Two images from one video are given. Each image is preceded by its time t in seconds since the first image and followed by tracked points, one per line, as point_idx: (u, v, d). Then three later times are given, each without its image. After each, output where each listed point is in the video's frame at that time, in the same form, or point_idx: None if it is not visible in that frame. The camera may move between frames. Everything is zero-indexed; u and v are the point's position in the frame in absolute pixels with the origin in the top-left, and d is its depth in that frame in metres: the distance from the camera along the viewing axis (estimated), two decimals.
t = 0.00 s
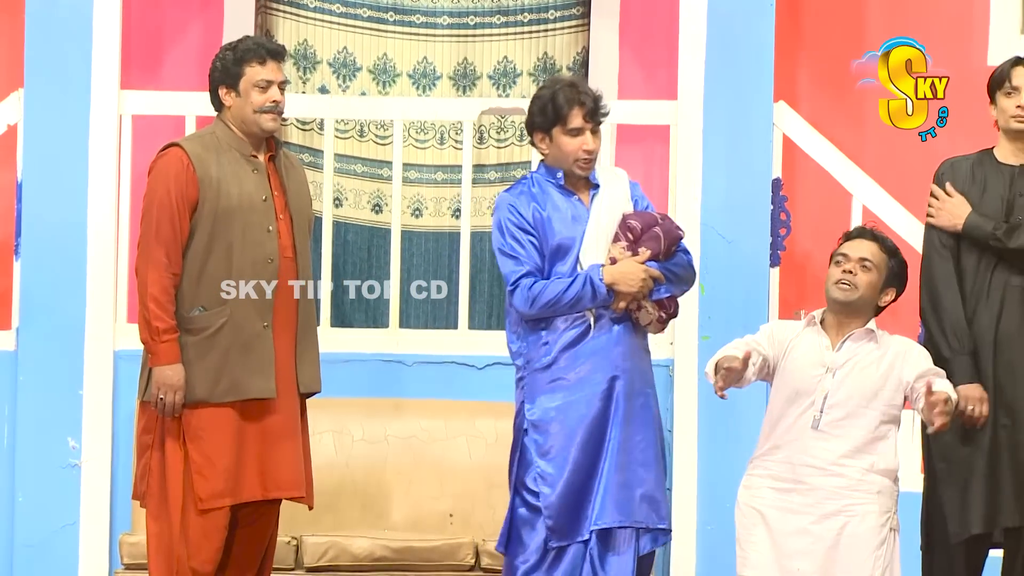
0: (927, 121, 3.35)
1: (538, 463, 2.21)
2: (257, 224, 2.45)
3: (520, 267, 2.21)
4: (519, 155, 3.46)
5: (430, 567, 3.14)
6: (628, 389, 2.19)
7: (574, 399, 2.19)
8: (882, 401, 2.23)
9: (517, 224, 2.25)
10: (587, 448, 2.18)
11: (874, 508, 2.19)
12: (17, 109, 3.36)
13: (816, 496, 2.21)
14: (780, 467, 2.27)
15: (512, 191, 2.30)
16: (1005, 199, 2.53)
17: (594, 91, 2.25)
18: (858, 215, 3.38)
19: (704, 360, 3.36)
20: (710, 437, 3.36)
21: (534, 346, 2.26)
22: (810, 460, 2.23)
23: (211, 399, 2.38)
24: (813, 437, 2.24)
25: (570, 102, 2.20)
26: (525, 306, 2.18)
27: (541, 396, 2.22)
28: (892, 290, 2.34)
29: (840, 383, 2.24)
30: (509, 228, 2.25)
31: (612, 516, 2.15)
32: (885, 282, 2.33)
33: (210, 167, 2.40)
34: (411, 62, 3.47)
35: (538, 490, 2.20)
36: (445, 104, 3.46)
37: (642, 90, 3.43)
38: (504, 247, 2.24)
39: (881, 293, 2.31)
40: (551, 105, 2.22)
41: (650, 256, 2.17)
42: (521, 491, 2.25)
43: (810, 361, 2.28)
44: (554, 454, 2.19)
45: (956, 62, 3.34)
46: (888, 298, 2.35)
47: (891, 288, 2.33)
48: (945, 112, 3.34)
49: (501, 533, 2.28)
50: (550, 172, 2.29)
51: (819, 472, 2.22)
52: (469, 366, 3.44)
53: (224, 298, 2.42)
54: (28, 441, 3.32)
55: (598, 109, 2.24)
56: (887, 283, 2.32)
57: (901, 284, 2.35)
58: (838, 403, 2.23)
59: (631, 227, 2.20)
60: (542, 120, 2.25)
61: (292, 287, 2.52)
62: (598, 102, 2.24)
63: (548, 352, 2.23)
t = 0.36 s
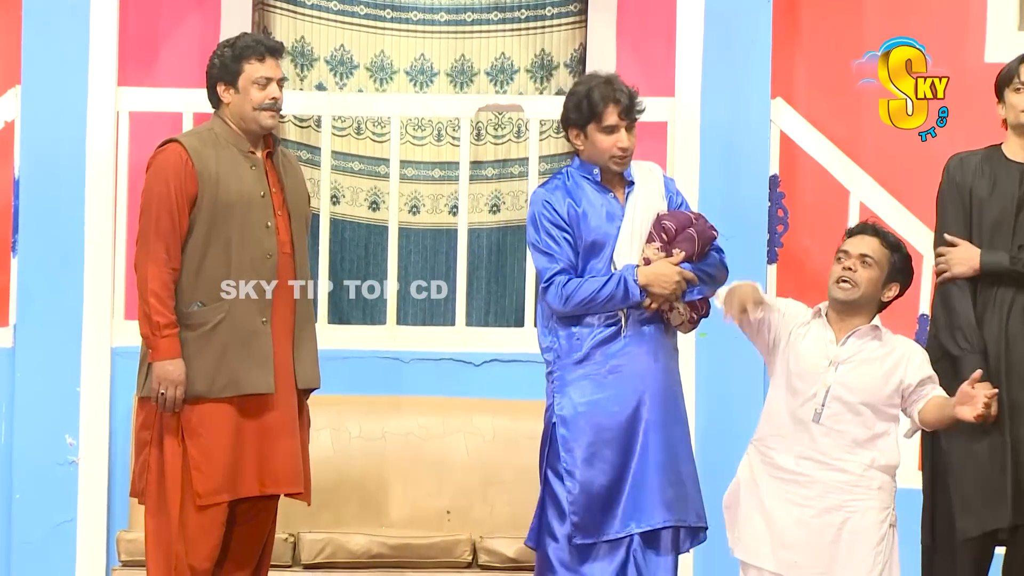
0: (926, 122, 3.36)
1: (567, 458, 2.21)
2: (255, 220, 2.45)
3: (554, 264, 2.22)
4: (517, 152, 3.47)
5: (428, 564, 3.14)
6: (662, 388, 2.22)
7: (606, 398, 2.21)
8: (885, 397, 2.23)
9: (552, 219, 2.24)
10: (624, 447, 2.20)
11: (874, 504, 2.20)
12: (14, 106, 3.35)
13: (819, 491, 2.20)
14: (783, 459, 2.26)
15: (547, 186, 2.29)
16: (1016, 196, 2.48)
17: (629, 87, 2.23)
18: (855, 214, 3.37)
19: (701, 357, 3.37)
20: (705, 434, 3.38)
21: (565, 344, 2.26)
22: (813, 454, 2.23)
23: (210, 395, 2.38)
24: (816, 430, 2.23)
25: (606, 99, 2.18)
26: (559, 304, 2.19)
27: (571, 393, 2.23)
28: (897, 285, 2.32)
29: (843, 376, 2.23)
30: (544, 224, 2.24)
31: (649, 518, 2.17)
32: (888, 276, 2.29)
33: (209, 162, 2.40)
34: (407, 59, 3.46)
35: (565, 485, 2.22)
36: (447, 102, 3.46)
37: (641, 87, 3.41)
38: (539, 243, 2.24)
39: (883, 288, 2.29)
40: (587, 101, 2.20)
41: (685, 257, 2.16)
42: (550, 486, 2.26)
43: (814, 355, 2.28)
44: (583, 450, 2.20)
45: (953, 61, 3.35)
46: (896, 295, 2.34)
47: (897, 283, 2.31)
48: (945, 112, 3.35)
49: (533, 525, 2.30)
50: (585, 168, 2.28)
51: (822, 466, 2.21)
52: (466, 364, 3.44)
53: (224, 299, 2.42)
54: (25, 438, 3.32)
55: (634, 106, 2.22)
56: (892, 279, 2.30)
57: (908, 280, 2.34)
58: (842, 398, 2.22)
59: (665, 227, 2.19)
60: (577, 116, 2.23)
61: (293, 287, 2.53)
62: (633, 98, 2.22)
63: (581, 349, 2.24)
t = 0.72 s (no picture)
0: (930, 120, 3.35)
1: (552, 461, 2.22)
2: (234, 218, 2.44)
3: (535, 266, 2.18)
4: (495, 151, 3.46)
5: (405, 564, 3.13)
6: (646, 388, 2.24)
7: (586, 400, 2.21)
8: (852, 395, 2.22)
9: (530, 221, 2.20)
10: (612, 448, 2.21)
11: (842, 504, 2.19)
12: None
13: (785, 490, 2.20)
14: (752, 456, 2.25)
15: (521, 188, 2.25)
16: (999, 196, 2.42)
17: (601, 86, 2.22)
18: (833, 213, 3.37)
19: (678, 357, 3.37)
20: (683, 433, 3.38)
21: (545, 345, 2.25)
22: (782, 453, 2.22)
23: (190, 392, 2.37)
24: (785, 430, 2.22)
25: (578, 99, 2.17)
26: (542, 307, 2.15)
27: (554, 394, 2.23)
28: (859, 278, 2.30)
29: (810, 375, 2.22)
30: (523, 226, 2.20)
31: (638, 520, 2.17)
32: (847, 270, 2.29)
33: (188, 160, 2.39)
34: (385, 58, 3.46)
35: (554, 488, 2.22)
36: (418, 101, 3.45)
37: (618, 88, 3.41)
38: (518, 246, 2.20)
39: (842, 283, 2.28)
40: (559, 102, 2.19)
41: (665, 255, 2.17)
42: (531, 486, 2.27)
43: (782, 352, 2.27)
44: (571, 456, 2.21)
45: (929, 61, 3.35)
46: (859, 289, 2.33)
47: (857, 276, 2.30)
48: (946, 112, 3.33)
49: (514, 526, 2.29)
50: (558, 168, 2.27)
51: (790, 465, 2.21)
52: (444, 363, 3.44)
53: (225, 299, 2.42)
54: (3, 438, 3.32)
55: (606, 105, 2.21)
56: (852, 272, 2.29)
57: (869, 272, 2.32)
58: (809, 397, 2.22)
59: (643, 225, 2.20)
60: (549, 117, 2.21)
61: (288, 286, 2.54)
62: (605, 98, 2.21)
63: (562, 351, 2.23)
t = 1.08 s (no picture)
0: (928, 121, 3.36)
1: (555, 464, 2.25)
2: (232, 220, 2.43)
3: (534, 274, 2.17)
4: (493, 152, 3.47)
5: (403, 564, 3.14)
6: (643, 391, 2.27)
7: (590, 402, 2.23)
8: (856, 398, 2.21)
9: (525, 227, 2.19)
10: (610, 451, 2.23)
11: (843, 507, 2.19)
12: None
13: (785, 491, 2.20)
14: (754, 456, 2.26)
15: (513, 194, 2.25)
16: (993, 198, 2.44)
17: (591, 89, 2.23)
18: (830, 214, 3.37)
19: (676, 358, 3.38)
20: (681, 434, 3.38)
21: (542, 350, 2.27)
22: (784, 455, 2.22)
23: (189, 395, 2.36)
24: (787, 432, 2.22)
25: (569, 105, 2.18)
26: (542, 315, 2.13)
27: (552, 397, 2.25)
28: (865, 287, 2.31)
29: (812, 377, 2.22)
30: (519, 232, 2.19)
31: (639, 521, 2.21)
32: (857, 279, 2.29)
33: (185, 162, 2.39)
34: (383, 59, 3.45)
35: (557, 492, 2.24)
36: (416, 103, 3.45)
37: (615, 89, 3.41)
38: (514, 253, 2.19)
39: (852, 291, 2.28)
40: (550, 108, 2.20)
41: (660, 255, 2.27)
42: (532, 489, 2.28)
43: (784, 355, 2.27)
44: (576, 459, 2.24)
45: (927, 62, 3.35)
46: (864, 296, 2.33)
47: (864, 284, 2.31)
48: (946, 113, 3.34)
49: (510, 532, 2.29)
50: (549, 171, 2.27)
51: (791, 467, 2.21)
52: (442, 365, 3.44)
53: (226, 299, 2.41)
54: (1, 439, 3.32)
55: (596, 109, 2.23)
56: (861, 280, 2.29)
57: (876, 279, 2.33)
58: (809, 398, 2.23)
59: (639, 226, 2.28)
60: (540, 122, 2.23)
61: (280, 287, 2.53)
62: (595, 101, 2.22)
63: (562, 355, 2.25)
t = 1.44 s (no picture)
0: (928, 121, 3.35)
1: (556, 465, 2.26)
2: (230, 221, 2.42)
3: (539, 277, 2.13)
4: (492, 152, 3.45)
5: (402, 564, 3.15)
6: (640, 392, 2.28)
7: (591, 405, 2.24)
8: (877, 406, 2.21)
9: (527, 230, 2.19)
10: (608, 453, 2.25)
11: (869, 514, 2.18)
12: None
13: (815, 497, 2.18)
14: (779, 463, 2.23)
15: (513, 197, 2.25)
16: (984, 200, 2.47)
17: (587, 90, 2.24)
18: (829, 213, 3.37)
19: (677, 358, 3.37)
20: (682, 433, 3.38)
21: (542, 352, 2.27)
22: (809, 464, 2.20)
23: (186, 396, 2.35)
24: (813, 441, 2.20)
25: (565, 107, 2.19)
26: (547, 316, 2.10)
27: (552, 399, 2.25)
28: (888, 298, 2.33)
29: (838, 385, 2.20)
30: (521, 236, 2.19)
31: (637, 522, 2.22)
32: (881, 289, 2.30)
33: (183, 162, 2.37)
34: (382, 59, 3.45)
35: (557, 493, 2.25)
36: (415, 104, 3.44)
37: (614, 90, 3.41)
38: (515, 257, 2.18)
39: (877, 299, 2.29)
40: (546, 110, 2.21)
41: (658, 254, 2.30)
42: (530, 489, 2.29)
43: (806, 364, 2.25)
44: (576, 461, 2.25)
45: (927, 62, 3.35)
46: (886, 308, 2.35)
47: (887, 295, 2.32)
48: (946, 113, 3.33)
49: (506, 530, 2.31)
50: (545, 174, 2.28)
51: (818, 475, 2.19)
52: (439, 364, 3.45)
53: (225, 299, 2.41)
54: None
55: (592, 110, 2.24)
56: (886, 291, 2.31)
57: (897, 293, 2.35)
58: (833, 407, 2.20)
59: (638, 226, 2.31)
60: (536, 124, 2.24)
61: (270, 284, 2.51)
62: (592, 103, 2.23)
63: (563, 358, 2.25)
